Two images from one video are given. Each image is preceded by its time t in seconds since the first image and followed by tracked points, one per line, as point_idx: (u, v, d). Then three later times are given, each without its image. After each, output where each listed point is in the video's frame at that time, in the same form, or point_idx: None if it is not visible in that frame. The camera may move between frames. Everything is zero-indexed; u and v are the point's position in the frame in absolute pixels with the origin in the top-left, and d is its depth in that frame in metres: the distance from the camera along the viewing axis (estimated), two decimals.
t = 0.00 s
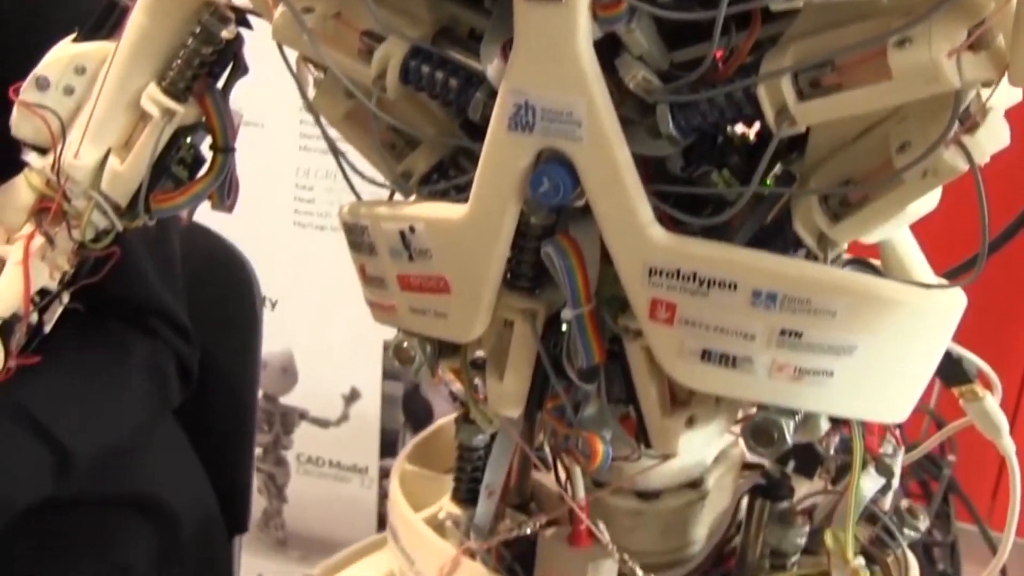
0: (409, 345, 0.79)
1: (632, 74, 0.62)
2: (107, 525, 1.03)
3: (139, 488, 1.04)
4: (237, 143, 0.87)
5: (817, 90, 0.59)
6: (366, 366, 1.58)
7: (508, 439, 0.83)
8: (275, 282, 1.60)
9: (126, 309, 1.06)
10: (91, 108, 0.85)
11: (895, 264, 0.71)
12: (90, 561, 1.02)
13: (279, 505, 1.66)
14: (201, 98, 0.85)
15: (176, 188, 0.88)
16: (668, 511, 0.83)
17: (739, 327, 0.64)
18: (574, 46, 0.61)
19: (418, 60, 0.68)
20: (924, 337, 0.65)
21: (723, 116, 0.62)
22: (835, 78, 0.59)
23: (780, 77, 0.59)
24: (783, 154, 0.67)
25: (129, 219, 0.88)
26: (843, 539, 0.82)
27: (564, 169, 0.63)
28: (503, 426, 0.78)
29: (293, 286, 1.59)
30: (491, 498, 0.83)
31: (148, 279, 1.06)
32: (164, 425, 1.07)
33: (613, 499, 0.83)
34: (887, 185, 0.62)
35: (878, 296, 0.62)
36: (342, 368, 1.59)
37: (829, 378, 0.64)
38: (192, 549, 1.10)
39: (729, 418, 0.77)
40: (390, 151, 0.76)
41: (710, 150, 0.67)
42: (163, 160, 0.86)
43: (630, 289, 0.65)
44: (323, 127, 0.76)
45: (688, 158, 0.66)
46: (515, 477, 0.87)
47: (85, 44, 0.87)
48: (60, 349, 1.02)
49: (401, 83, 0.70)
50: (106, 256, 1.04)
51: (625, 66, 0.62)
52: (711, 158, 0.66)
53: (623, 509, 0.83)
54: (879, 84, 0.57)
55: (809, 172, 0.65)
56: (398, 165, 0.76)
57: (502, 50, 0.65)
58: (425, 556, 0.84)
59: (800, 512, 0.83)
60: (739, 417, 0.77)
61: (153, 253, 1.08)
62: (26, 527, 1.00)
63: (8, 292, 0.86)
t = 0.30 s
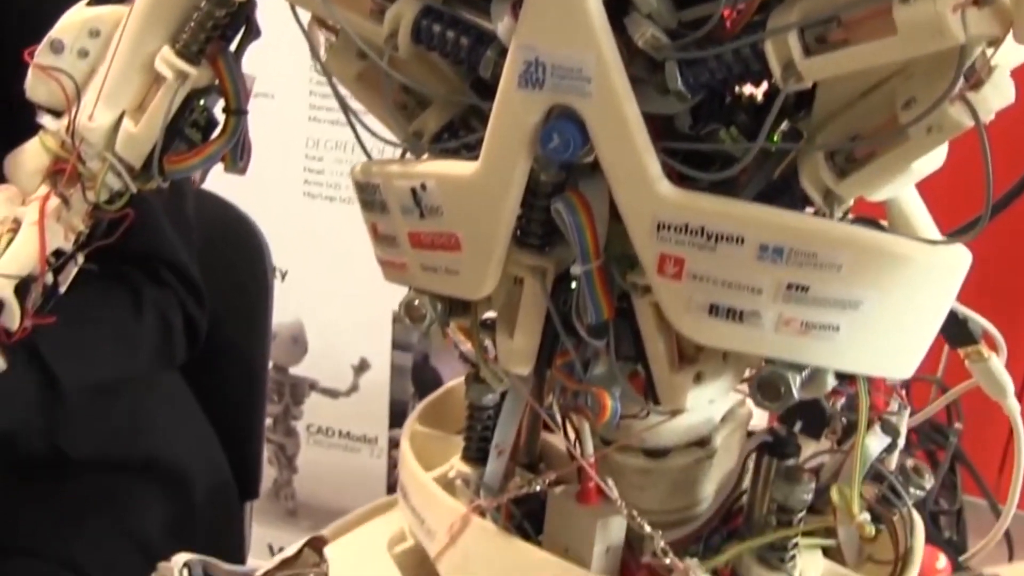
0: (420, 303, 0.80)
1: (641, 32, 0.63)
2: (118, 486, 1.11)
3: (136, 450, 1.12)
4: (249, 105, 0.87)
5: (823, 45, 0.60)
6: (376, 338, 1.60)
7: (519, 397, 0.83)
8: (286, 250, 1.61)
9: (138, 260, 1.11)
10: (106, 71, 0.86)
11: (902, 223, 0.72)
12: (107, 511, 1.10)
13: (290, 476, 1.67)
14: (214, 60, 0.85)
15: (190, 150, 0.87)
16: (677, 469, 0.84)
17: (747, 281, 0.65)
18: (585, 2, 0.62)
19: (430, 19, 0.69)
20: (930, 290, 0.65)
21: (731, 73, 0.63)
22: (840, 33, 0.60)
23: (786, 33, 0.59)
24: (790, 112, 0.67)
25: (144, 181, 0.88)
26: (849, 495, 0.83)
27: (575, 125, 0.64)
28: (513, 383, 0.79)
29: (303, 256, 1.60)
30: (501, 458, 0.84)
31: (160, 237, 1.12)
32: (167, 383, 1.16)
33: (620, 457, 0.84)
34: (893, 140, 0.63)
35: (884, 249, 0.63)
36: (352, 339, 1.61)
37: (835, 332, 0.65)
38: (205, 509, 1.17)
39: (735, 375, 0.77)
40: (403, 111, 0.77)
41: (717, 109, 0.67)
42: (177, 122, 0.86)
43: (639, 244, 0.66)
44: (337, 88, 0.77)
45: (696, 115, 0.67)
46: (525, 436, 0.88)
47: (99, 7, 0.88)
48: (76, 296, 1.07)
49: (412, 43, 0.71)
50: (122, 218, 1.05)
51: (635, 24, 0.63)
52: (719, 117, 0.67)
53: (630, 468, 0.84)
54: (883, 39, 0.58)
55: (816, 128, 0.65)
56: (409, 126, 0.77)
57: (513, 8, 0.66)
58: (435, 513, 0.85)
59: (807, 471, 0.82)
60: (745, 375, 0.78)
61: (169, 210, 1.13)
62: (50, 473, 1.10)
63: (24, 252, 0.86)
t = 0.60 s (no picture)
0: (428, 267, 0.80)
1: None
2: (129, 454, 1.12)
3: (150, 423, 1.13)
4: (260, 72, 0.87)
5: (828, 9, 0.61)
6: (383, 311, 1.60)
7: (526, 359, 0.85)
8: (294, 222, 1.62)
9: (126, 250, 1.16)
10: (117, 36, 0.86)
11: (905, 186, 0.72)
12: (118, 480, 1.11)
13: (296, 449, 1.67)
14: (224, 27, 0.85)
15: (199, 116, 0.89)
16: (682, 433, 0.85)
17: (751, 242, 0.65)
18: None
19: None
20: (931, 252, 0.66)
21: (736, 37, 0.63)
22: None
23: None
24: (795, 77, 0.67)
25: (154, 147, 0.89)
26: (854, 459, 0.84)
27: (582, 88, 0.65)
28: (519, 347, 0.80)
29: (311, 228, 1.61)
30: (508, 422, 0.86)
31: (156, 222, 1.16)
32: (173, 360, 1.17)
33: (624, 422, 0.85)
34: (896, 104, 0.63)
35: (887, 211, 0.64)
36: (359, 312, 1.62)
37: (839, 294, 0.66)
38: (212, 480, 1.19)
39: (741, 340, 0.77)
40: (412, 77, 0.78)
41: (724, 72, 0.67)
42: (186, 89, 0.87)
43: (644, 206, 0.67)
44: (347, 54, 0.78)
45: (702, 78, 0.68)
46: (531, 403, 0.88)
47: None
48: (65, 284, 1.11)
49: (421, 7, 0.71)
50: (131, 183, 1.05)
51: None
52: (725, 79, 0.67)
53: (635, 433, 0.84)
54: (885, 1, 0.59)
55: (821, 92, 0.66)
56: (419, 91, 0.77)
57: None
58: (441, 477, 0.86)
59: (811, 435, 0.83)
60: (750, 339, 0.78)
61: (162, 192, 1.17)
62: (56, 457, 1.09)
63: (34, 215, 0.86)
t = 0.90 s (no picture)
0: (419, 258, 0.81)
1: None
2: (119, 451, 1.13)
3: (148, 418, 1.14)
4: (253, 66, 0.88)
5: None
6: (377, 308, 1.61)
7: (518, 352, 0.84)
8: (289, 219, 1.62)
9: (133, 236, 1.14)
10: (111, 28, 0.86)
11: (894, 176, 0.73)
12: (106, 478, 1.12)
13: (291, 448, 1.67)
14: (218, 21, 0.86)
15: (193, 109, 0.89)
16: (673, 425, 0.85)
17: (739, 232, 0.66)
18: None
19: None
20: (917, 241, 0.67)
21: (725, 28, 0.63)
22: None
23: None
24: (784, 68, 0.68)
25: (148, 139, 0.89)
26: (843, 449, 0.83)
27: (572, 79, 0.66)
28: (512, 339, 0.79)
29: (305, 226, 1.61)
30: (500, 415, 0.85)
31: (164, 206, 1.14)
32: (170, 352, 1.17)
33: (616, 414, 0.85)
34: (884, 93, 0.64)
35: (875, 201, 0.64)
36: (354, 310, 1.62)
37: (827, 283, 0.66)
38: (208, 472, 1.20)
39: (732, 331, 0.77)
40: (405, 70, 0.78)
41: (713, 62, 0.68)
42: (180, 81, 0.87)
43: (634, 196, 0.67)
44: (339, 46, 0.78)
45: (691, 69, 0.68)
46: (523, 396, 0.88)
47: None
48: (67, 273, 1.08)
49: None
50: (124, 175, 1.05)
51: None
52: (715, 71, 0.68)
53: (627, 425, 0.84)
54: None
55: (810, 83, 0.66)
56: (410, 84, 0.78)
57: None
58: (432, 471, 0.86)
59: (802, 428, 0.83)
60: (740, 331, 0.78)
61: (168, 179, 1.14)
62: (50, 458, 1.10)
63: (27, 207, 0.87)
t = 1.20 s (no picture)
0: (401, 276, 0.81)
1: (620, 5, 0.64)
2: (105, 462, 1.12)
3: (134, 429, 1.13)
4: (239, 80, 0.88)
5: (796, 20, 0.61)
6: (365, 325, 1.60)
7: (500, 371, 0.84)
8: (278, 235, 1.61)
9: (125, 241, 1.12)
10: (98, 39, 0.85)
11: (876, 199, 0.73)
12: (92, 489, 1.11)
13: (277, 465, 1.66)
14: (205, 36, 0.85)
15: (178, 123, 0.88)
16: (655, 446, 0.84)
17: (720, 252, 0.66)
18: None
19: None
20: (898, 262, 0.67)
21: (708, 47, 0.63)
22: (814, 8, 0.61)
23: (761, 6, 0.61)
24: (767, 89, 0.68)
25: (133, 154, 0.88)
26: (825, 472, 0.82)
27: (555, 98, 0.66)
28: (494, 359, 0.80)
29: (293, 242, 1.61)
30: (481, 434, 0.85)
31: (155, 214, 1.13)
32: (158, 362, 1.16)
33: (598, 435, 0.84)
34: (867, 115, 0.63)
35: (857, 222, 0.64)
36: (341, 326, 1.61)
37: (808, 305, 0.66)
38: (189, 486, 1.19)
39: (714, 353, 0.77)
40: (390, 87, 0.78)
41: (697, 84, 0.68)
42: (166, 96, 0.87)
43: (616, 216, 0.67)
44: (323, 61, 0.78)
45: (674, 89, 0.69)
46: (505, 415, 0.88)
47: None
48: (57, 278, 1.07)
49: (398, 16, 0.72)
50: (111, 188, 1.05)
51: None
52: (698, 90, 0.68)
53: (608, 446, 0.84)
54: (852, 12, 0.60)
55: (793, 103, 0.66)
56: (395, 101, 0.78)
57: None
58: (414, 490, 0.86)
59: (783, 449, 0.83)
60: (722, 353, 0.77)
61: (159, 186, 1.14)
62: (45, 468, 1.09)
63: (10, 217, 0.87)
